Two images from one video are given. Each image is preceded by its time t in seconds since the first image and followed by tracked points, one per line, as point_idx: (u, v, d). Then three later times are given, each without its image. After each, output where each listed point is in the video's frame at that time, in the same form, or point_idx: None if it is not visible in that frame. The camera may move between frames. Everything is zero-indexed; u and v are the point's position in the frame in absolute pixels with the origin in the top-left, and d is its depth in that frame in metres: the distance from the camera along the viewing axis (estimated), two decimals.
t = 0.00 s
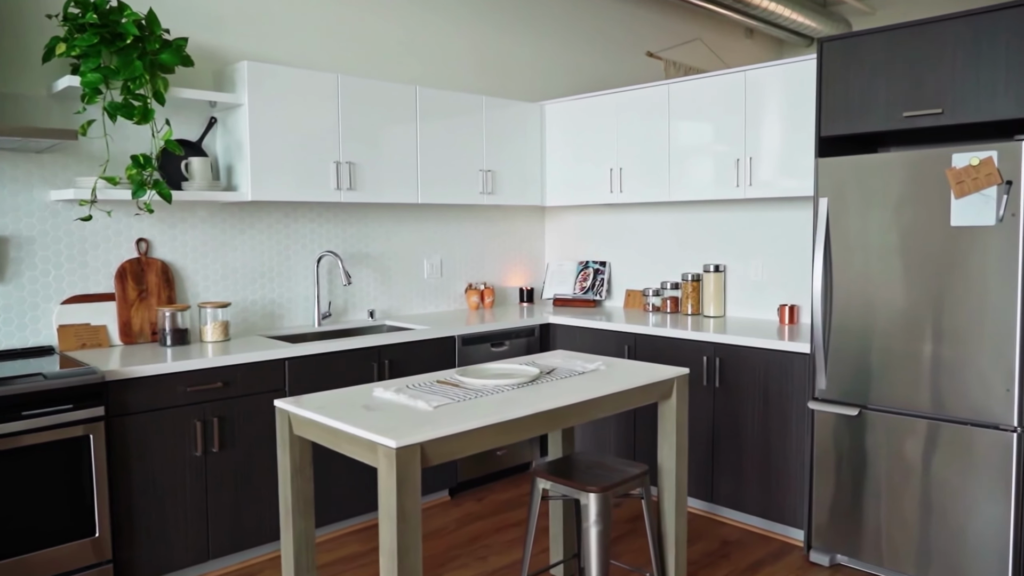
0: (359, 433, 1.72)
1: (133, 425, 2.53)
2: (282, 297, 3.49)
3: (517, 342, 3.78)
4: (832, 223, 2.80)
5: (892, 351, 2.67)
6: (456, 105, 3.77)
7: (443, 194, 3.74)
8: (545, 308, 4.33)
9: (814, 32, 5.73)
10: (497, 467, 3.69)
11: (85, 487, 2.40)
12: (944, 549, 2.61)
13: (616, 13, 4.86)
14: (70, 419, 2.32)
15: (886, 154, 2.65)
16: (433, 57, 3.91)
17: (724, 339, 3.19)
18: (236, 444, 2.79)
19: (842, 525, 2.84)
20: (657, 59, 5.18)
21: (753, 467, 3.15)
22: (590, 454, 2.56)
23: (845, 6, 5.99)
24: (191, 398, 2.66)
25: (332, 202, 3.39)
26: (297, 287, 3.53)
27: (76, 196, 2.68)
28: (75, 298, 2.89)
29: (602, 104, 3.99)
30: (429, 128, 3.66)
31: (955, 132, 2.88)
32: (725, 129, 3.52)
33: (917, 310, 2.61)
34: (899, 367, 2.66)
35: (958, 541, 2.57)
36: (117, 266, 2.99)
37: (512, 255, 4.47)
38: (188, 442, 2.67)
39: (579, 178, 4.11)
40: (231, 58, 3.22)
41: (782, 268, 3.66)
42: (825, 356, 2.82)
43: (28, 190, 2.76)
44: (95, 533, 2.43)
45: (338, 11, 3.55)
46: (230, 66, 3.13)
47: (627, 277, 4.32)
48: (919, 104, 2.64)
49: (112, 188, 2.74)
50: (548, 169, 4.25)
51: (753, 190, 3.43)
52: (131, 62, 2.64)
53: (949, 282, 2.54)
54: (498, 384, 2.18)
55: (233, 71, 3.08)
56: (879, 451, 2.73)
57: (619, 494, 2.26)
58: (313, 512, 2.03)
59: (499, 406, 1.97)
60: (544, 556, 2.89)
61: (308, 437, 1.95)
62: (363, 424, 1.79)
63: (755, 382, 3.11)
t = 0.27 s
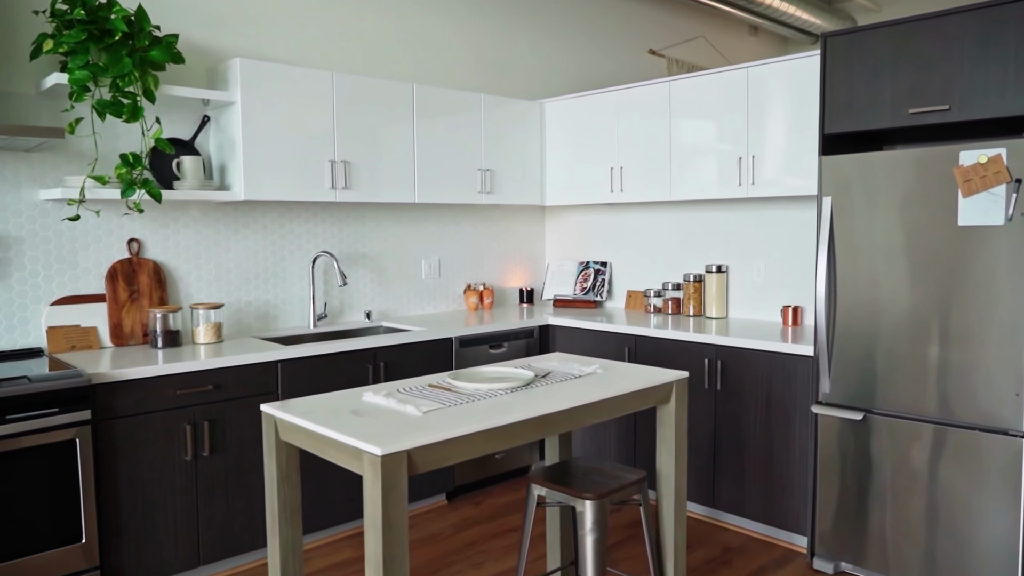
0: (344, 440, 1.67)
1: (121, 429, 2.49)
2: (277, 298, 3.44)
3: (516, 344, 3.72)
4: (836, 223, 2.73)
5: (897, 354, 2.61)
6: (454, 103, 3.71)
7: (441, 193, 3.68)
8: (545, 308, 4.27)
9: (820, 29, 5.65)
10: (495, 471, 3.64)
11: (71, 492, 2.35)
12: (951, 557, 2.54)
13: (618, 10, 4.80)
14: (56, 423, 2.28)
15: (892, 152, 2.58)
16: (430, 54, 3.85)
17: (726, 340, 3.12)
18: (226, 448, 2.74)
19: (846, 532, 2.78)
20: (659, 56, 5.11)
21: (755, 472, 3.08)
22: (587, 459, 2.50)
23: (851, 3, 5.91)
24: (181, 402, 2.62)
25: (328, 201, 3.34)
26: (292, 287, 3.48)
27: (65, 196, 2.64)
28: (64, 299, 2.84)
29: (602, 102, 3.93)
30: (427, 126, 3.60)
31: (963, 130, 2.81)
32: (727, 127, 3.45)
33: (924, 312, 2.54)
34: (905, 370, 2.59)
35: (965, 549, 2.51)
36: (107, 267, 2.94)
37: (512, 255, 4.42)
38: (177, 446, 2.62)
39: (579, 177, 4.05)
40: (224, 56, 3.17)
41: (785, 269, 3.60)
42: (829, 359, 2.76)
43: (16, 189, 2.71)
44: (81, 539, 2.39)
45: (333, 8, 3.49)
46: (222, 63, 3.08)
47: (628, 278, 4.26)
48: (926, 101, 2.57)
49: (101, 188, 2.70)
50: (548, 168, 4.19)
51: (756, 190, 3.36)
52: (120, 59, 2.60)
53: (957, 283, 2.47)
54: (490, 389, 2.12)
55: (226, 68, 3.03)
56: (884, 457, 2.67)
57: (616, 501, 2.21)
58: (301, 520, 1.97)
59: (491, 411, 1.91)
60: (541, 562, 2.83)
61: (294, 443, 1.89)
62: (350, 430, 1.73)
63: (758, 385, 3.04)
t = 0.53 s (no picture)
0: (328, 447, 1.61)
1: (108, 433, 2.44)
2: (272, 299, 3.39)
3: (515, 346, 3.66)
4: (839, 223, 2.67)
5: (902, 357, 2.54)
6: (452, 102, 3.66)
7: (438, 193, 3.63)
8: (545, 310, 4.21)
9: (825, 27, 5.57)
10: (493, 475, 3.58)
11: (57, 498, 2.30)
12: (957, 566, 2.48)
13: (619, 8, 4.74)
14: (40, 427, 2.23)
15: (897, 151, 2.52)
16: (429, 52, 3.80)
17: (728, 343, 3.06)
18: (217, 452, 2.69)
19: (851, 540, 2.71)
20: (661, 54, 5.04)
21: (757, 478, 3.02)
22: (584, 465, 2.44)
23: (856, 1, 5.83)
24: (170, 405, 2.57)
25: (323, 201, 3.29)
26: (287, 289, 3.43)
27: (53, 196, 2.59)
28: (53, 301, 2.79)
29: (603, 100, 3.87)
30: (424, 125, 3.55)
31: (970, 128, 2.75)
32: (729, 125, 3.39)
33: (930, 314, 2.48)
34: (911, 374, 2.53)
35: (973, 558, 2.44)
36: (98, 267, 2.90)
37: (511, 255, 4.36)
38: (166, 450, 2.57)
39: (579, 177, 4.00)
40: (217, 53, 3.13)
41: (789, 270, 3.53)
42: (833, 363, 2.69)
43: (4, 188, 2.67)
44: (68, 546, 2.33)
45: (329, 5, 3.44)
46: (215, 61, 3.04)
47: (629, 280, 4.20)
48: (932, 98, 2.50)
49: (90, 187, 2.65)
50: (548, 168, 4.13)
51: (758, 189, 3.30)
52: (108, 56, 2.55)
53: (964, 285, 2.41)
54: (483, 394, 2.07)
55: (219, 66, 2.98)
56: (889, 463, 2.60)
57: (613, 509, 2.15)
58: (288, 529, 1.92)
59: (482, 417, 1.86)
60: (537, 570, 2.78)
61: (280, 450, 1.84)
62: (336, 437, 1.68)
63: (759, 389, 2.98)
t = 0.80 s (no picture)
0: (313, 455, 1.56)
1: (97, 437, 2.40)
2: (267, 301, 3.35)
3: (514, 349, 3.61)
4: (843, 223, 2.61)
5: (908, 361, 2.48)
6: (450, 101, 3.61)
7: (436, 193, 3.58)
8: (545, 312, 4.16)
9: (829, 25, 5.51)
10: (492, 479, 3.53)
11: (43, 504, 2.26)
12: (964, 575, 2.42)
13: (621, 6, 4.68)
14: (26, 433, 2.18)
15: (903, 149, 2.46)
16: (426, 50, 3.75)
17: (729, 346, 3.01)
18: (209, 457, 2.65)
19: (855, 547, 2.65)
20: (663, 53, 4.99)
21: (759, 483, 2.96)
22: (581, 471, 2.39)
23: None
24: (161, 409, 2.53)
25: (318, 201, 3.25)
26: (282, 290, 3.39)
27: (42, 196, 2.55)
28: (44, 303, 2.75)
29: (603, 99, 3.82)
30: (421, 124, 3.50)
31: (977, 126, 2.68)
32: (731, 124, 3.33)
33: (936, 317, 2.42)
34: (916, 379, 2.47)
35: (980, 567, 2.38)
36: (89, 269, 2.86)
37: (511, 256, 4.31)
38: (156, 454, 2.53)
39: (579, 176, 3.94)
40: (211, 52, 3.09)
41: (792, 271, 3.47)
42: (836, 367, 2.63)
43: None
44: (54, 553, 2.29)
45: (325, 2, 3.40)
46: (208, 59, 2.99)
47: (630, 281, 4.15)
48: (938, 95, 2.44)
49: (79, 188, 2.61)
50: (547, 168, 4.08)
51: (761, 189, 3.24)
52: (98, 54, 2.52)
53: (971, 287, 2.35)
54: (475, 399, 2.01)
55: (212, 64, 2.94)
56: (894, 469, 2.54)
57: (609, 517, 2.10)
58: (275, 538, 1.87)
59: (473, 423, 1.80)
60: None
61: (266, 457, 1.79)
62: (321, 444, 1.63)
63: (761, 392, 2.92)
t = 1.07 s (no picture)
0: (295, 461, 1.52)
1: (85, 440, 2.36)
2: (262, 302, 3.31)
3: (512, 350, 3.56)
4: (845, 223, 2.55)
5: (912, 364, 2.42)
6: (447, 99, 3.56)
7: (433, 192, 3.54)
8: (544, 312, 4.11)
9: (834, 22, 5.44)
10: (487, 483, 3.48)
11: (29, 508, 2.22)
12: None
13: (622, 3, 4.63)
14: (10, 436, 2.14)
15: (907, 147, 2.40)
16: (424, 48, 3.71)
17: (730, 347, 2.95)
18: (200, 460, 2.61)
19: (858, 554, 2.60)
20: (666, 51, 4.93)
21: (761, 488, 2.91)
22: (577, 476, 2.34)
23: None
24: (150, 411, 2.49)
25: (313, 201, 3.20)
26: (277, 291, 3.35)
27: (30, 195, 2.50)
28: (34, 303, 2.72)
29: (603, 97, 3.77)
30: (418, 123, 3.46)
31: (983, 123, 2.62)
32: (733, 122, 3.28)
33: (941, 319, 2.36)
34: (921, 382, 2.41)
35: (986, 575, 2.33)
36: (80, 269, 2.82)
37: (510, 256, 4.26)
38: (145, 457, 2.49)
39: (579, 176, 3.90)
40: (205, 49, 3.05)
41: (794, 272, 3.42)
42: (839, 370, 2.58)
43: None
44: (41, 557, 2.25)
45: None
46: (202, 57, 2.95)
47: (631, 281, 4.10)
48: (943, 91, 2.38)
49: (68, 186, 2.56)
50: (547, 167, 4.03)
51: (763, 189, 3.19)
52: (87, 51, 2.47)
53: (977, 288, 2.29)
54: (467, 402, 1.97)
55: (205, 61, 2.90)
56: (898, 474, 2.49)
57: (605, 523, 2.05)
58: (261, 544, 1.83)
59: (463, 428, 1.76)
60: None
61: (250, 461, 1.75)
62: (305, 450, 1.59)
63: (762, 395, 2.87)
